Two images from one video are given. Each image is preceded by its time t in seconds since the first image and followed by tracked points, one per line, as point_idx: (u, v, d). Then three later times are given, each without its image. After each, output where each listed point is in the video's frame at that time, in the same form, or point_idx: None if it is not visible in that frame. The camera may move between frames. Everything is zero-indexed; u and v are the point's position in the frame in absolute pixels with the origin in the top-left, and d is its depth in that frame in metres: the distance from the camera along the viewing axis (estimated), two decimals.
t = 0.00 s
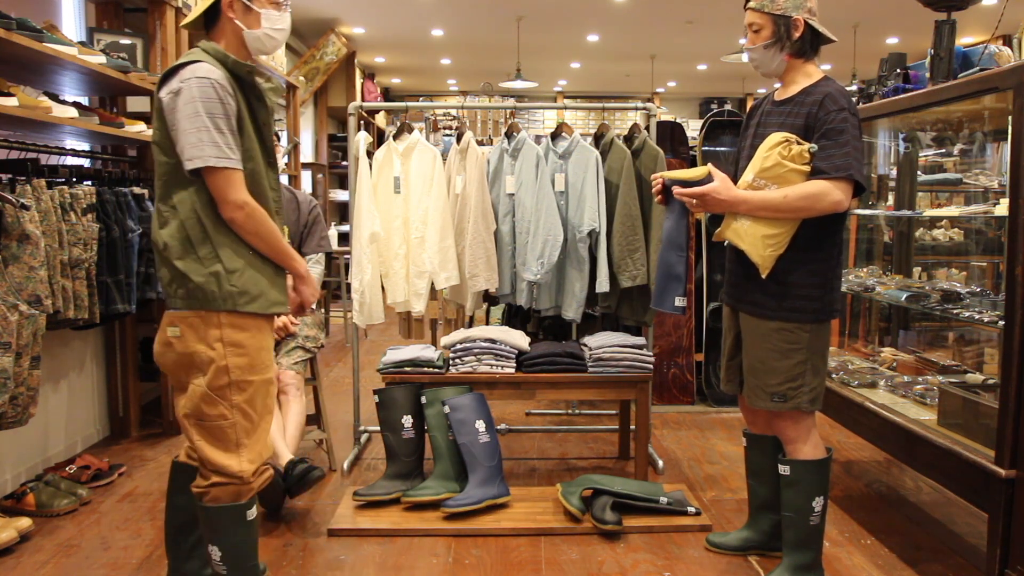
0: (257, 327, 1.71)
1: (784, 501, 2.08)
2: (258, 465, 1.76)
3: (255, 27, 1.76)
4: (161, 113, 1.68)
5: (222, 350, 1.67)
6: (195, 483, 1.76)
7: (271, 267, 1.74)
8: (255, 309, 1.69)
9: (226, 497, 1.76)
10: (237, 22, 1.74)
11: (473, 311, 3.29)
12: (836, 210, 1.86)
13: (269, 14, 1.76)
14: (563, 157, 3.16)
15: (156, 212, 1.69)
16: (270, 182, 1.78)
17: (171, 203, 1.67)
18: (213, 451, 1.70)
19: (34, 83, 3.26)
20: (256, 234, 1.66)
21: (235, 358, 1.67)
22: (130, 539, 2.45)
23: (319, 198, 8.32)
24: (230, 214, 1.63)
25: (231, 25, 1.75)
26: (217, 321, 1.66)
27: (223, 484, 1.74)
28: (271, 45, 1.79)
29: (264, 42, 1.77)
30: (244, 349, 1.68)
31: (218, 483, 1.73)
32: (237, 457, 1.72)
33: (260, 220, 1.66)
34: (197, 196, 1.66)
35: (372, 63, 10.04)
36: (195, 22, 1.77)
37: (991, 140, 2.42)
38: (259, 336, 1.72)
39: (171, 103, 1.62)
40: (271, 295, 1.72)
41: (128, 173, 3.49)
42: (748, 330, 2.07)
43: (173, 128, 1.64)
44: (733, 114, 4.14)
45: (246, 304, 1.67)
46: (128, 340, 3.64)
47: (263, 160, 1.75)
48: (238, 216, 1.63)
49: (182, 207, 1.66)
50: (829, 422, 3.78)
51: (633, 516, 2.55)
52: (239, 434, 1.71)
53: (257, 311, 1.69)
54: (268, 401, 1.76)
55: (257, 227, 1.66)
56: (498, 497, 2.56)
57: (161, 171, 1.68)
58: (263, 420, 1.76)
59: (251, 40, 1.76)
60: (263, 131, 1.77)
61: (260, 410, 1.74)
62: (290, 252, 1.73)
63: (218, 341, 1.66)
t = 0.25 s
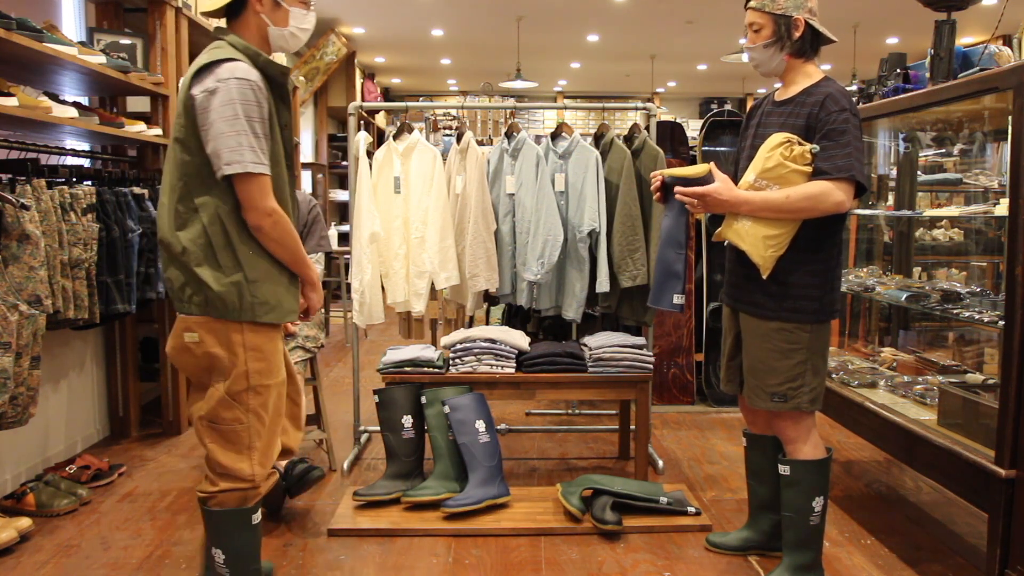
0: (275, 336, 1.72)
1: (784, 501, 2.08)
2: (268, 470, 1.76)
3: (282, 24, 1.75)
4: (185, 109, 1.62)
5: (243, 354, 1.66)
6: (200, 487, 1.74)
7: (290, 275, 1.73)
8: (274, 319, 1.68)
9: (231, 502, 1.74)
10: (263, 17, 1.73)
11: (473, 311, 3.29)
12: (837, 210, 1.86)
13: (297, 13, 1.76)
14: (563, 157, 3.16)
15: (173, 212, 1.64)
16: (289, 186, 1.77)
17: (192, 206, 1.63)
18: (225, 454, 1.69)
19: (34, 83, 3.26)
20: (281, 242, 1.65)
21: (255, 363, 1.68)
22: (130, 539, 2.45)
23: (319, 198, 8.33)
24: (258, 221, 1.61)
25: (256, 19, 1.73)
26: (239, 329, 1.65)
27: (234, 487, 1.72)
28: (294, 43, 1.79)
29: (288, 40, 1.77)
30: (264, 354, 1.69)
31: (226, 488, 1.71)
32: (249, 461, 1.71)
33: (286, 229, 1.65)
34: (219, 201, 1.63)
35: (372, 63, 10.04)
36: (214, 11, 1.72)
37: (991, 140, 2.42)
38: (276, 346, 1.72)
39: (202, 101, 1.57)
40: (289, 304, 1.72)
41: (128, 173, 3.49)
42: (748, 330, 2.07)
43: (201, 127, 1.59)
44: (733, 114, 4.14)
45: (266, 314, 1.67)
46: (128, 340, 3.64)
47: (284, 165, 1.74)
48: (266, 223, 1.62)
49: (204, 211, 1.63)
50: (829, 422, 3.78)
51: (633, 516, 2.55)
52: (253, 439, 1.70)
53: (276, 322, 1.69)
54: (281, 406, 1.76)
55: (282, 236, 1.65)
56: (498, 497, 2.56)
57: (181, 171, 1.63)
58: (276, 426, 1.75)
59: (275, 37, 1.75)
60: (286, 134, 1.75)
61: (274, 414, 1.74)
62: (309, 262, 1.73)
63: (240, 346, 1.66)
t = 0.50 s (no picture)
0: (289, 337, 1.71)
1: (784, 501, 2.08)
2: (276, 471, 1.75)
3: (290, 23, 1.75)
4: (198, 113, 1.60)
5: (256, 355, 1.65)
6: (208, 486, 1.74)
7: (304, 277, 1.74)
8: (290, 321, 1.68)
9: (238, 501, 1.73)
10: (271, 16, 1.73)
11: (473, 311, 3.29)
12: (838, 211, 1.86)
13: (305, 12, 1.74)
14: (563, 157, 3.16)
15: (188, 216, 1.63)
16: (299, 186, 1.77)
17: (208, 208, 1.63)
18: (235, 455, 1.68)
19: (34, 83, 3.26)
20: (297, 244, 1.66)
21: (268, 364, 1.67)
22: (130, 539, 2.45)
23: (319, 198, 8.32)
24: (275, 223, 1.62)
25: (264, 18, 1.73)
26: (254, 331, 1.65)
27: (241, 487, 1.72)
28: (302, 42, 1.79)
29: (296, 39, 1.77)
30: (276, 355, 1.68)
31: (234, 488, 1.71)
32: (258, 461, 1.70)
33: (302, 230, 1.66)
34: (234, 203, 1.63)
35: (372, 63, 10.04)
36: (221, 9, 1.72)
37: (991, 140, 2.42)
38: (290, 347, 1.72)
39: (217, 106, 1.56)
40: (305, 306, 1.72)
41: (128, 173, 3.49)
42: (748, 330, 2.07)
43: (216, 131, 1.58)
44: (733, 114, 4.14)
45: (282, 316, 1.67)
46: (128, 340, 3.64)
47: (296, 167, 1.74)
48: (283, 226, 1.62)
49: (219, 214, 1.63)
50: (829, 422, 3.78)
51: (633, 516, 2.55)
52: (264, 439, 1.69)
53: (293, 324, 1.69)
54: (291, 406, 1.75)
55: (298, 237, 1.65)
56: (498, 497, 2.56)
57: (195, 173, 1.62)
58: (286, 426, 1.74)
59: (284, 37, 1.75)
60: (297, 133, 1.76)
61: (285, 415, 1.73)
62: (322, 262, 1.73)
63: (254, 347, 1.65)
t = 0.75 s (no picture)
0: (299, 335, 1.70)
1: (784, 501, 2.08)
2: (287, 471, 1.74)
3: (278, 15, 1.72)
4: (191, 114, 1.61)
5: (266, 355, 1.65)
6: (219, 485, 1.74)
7: (313, 272, 1.72)
8: (299, 317, 1.67)
9: (247, 501, 1.72)
10: (260, 9, 1.70)
11: (473, 311, 3.29)
12: (838, 211, 1.86)
13: (293, 2, 1.72)
14: (563, 157, 3.16)
15: (190, 219, 1.64)
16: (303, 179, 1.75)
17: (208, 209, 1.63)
18: (245, 454, 1.67)
19: (34, 83, 3.26)
20: (300, 238, 1.64)
21: (278, 364, 1.66)
22: (130, 539, 2.45)
23: (319, 198, 8.33)
24: (273, 218, 1.60)
25: (253, 12, 1.71)
26: (262, 330, 1.64)
27: (252, 487, 1.71)
28: (293, 34, 1.76)
29: (286, 31, 1.74)
30: (286, 354, 1.67)
31: (243, 488, 1.70)
32: (268, 461, 1.69)
33: (302, 223, 1.63)
34: (234, 203, 1.63)
35: (372, 63, 10.04)
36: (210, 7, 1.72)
37: (991, 140, 2.41)
38: (301, 345, 1.71)
39: (205, 102, 1.56)
40: (315, 301, 1.71)
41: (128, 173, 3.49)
42: (748, 330, 2.07)
43: (207, 128, 1.58)
44: (733, 114, 4.14)
45: (291, 313, 1.66)
46: (128, 340, 3.64)
47: (296, 161, 1.72)
48: (282, 220, 1.60)
49: (220, 214, 1.63)
50: (830, 422, 3.78)
51: (633, 516, 2.55)
52: (273, 440, 1.68)
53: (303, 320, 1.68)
54: (303, 407, 1.74)
55: (299, 231, 1.63)
56: (498, 497, 2.56)
57: (194, 176, 1.63)
58: (297, 426, 1.73)
59: (272, 28, 1.72)
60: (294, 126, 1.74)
61: (296, 416, 1.72)
62: (330, 255, 1.71)
63: (264, 347, 1.64)
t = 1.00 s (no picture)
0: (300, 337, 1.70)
1: (784, 501, 2.08)
2: (286, 473, 1.73)
3: (272, 14, 1.69)
4: (184, 119, 1.62)
5: (266, 357, 1.64)
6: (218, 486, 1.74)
7: (313, 273, 1.72)
8: (299, 318, 1.66)
9: (246, 502, 1.72)
10: (253, 8, 1.67)
11: (473, 311, 3.29)
12: (837, 211, 1.86)
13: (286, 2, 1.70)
14: (563, 157, 3.16)
15: (189, 223, 1.65)
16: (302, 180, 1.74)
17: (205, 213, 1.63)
18: (245, 456, 1.67)
19: (34, 83, 3.26)
20: (298, 239, 1.63)
21: (278, 366, 1.65)
22: (130, 539, 2.45)
23: (319, 198, 8.33)
24: (269, 219, 1.59)
25: (246, 11, 1.68)
26: (262, 332, 1.64)
27: (251, 489, 1.71)
28: (288, 33, 1.73)
29: (280, 31, 1.71)
30: (287, 356, 1.67)
31: (243, 490, 1.70)
32: (268, 464, 1.68)
33: (299, 224, 1.62)
34: (231, 205, 1.63)
35: (372, 63, 10.04)
36: (203, 9, 1.70)
37: (991, 140, 2.41)
38: (302, 346, 1.70)
39: (195, 107, 1.56)
40: (315, 301, 1.70)
41: (128, 173, 3.49)
42: (748, 330, 2.07)
43: (199, 133, 1.58)
44: (733, 114, 4.14)
45: (291, 313, 1.65)
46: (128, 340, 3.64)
47: (293, 161, 1.71)
48: (277, 221, 1.59)
49: (217, 217, 1.63)
50: (829, 422, 3.78)
51: (633, 516, 2.55)
52: (273, 441, 1.67)
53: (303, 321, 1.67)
54: (303, 409, 1.73)
55: (296, 232, 1.62)
56: (498, 497, 2.56)
57: (191, 180, 1.64)
58: (297, 428, 1.73)
59: (267, 28, 1.70)
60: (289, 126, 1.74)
61: (296, 417, 1.72)
62: (331, 255, 1.70)
63: (264, 349, 1.64)
